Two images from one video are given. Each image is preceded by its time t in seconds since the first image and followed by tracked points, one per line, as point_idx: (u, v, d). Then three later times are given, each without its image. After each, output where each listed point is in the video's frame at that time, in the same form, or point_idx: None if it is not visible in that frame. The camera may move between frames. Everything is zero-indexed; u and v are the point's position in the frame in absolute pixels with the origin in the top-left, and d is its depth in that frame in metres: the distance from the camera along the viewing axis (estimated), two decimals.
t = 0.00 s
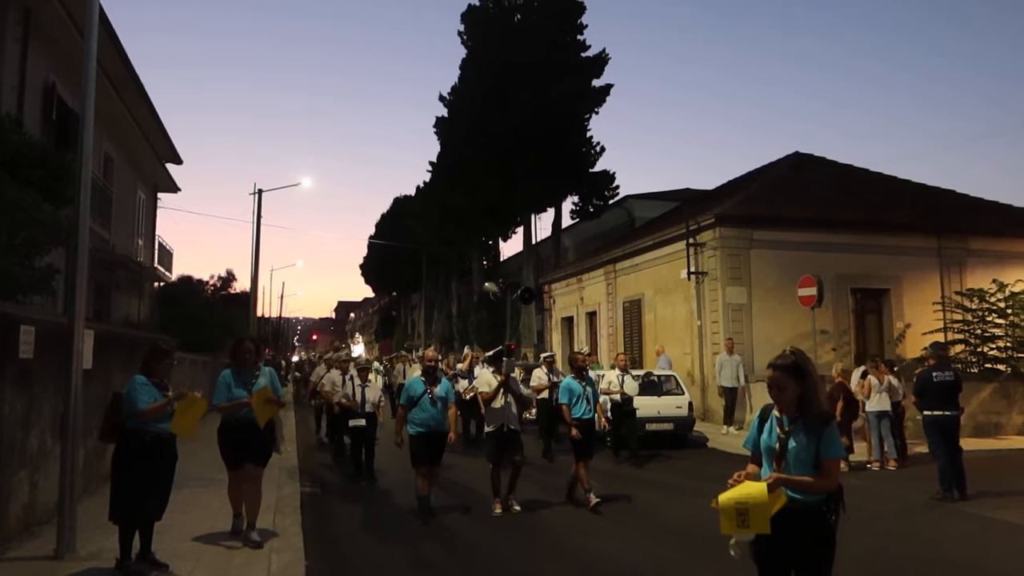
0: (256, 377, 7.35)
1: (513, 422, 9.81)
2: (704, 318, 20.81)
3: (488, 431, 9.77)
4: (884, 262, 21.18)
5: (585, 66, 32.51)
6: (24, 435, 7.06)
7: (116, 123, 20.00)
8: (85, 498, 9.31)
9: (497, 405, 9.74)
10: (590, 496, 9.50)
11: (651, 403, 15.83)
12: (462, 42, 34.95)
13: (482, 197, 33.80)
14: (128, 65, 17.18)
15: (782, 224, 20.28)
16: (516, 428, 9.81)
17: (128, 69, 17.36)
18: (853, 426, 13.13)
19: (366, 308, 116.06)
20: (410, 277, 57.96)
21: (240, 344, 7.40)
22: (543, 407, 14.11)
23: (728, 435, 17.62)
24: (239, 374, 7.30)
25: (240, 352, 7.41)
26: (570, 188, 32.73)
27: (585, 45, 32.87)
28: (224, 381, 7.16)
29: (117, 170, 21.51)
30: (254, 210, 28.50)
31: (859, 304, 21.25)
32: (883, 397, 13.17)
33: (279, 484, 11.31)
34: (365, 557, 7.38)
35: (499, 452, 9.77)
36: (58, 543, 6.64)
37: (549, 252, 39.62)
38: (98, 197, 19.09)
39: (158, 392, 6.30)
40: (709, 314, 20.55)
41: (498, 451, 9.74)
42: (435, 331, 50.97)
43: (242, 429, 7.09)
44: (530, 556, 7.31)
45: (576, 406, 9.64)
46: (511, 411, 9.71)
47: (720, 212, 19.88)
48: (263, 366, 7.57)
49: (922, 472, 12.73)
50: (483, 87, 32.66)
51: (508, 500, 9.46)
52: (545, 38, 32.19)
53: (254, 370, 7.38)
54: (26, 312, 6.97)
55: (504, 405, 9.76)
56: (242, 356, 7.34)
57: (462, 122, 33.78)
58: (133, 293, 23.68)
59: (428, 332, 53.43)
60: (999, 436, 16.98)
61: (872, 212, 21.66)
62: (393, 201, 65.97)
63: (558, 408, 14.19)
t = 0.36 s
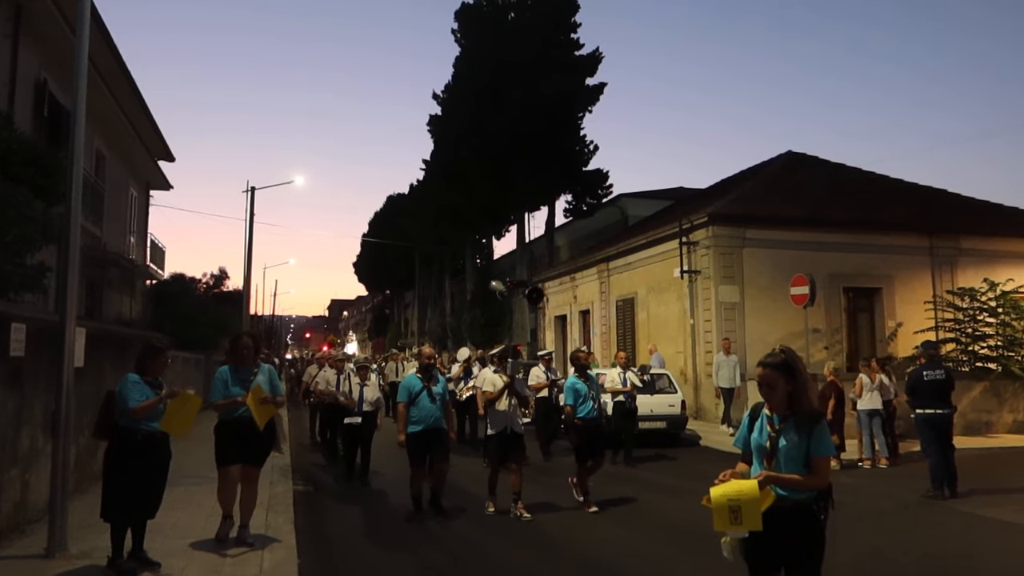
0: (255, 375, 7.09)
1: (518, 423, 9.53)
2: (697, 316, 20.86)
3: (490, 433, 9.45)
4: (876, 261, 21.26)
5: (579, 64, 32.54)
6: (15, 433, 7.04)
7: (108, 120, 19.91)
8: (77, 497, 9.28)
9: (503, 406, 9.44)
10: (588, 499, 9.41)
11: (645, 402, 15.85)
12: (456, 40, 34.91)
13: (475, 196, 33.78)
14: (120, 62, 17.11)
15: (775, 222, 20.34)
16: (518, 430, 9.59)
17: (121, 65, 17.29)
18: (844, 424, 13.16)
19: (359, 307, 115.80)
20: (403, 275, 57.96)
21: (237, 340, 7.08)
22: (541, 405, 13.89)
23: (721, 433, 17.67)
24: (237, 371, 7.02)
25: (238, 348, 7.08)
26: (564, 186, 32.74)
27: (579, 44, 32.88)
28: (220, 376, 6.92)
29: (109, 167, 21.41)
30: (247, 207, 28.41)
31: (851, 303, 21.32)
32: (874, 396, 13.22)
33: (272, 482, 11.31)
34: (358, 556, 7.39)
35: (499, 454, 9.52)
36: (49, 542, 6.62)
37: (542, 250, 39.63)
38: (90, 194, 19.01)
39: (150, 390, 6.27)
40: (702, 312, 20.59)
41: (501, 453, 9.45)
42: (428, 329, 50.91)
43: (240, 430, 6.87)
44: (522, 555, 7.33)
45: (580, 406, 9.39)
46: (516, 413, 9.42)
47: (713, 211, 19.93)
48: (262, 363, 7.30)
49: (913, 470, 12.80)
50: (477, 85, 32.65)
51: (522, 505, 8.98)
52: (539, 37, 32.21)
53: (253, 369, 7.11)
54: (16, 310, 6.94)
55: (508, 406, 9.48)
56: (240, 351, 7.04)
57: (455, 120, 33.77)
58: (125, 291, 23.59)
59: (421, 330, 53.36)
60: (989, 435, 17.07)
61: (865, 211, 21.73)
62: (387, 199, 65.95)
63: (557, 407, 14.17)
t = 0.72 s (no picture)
0: (250, 376, 6.99)
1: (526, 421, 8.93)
2: (693, 316, 20.88)
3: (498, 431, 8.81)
4: (871, 261, 21.30)
5: (576, 63, 32.53)
6: (10, 430, 7.02)
7: (104, 117, 19.86)
8: (72, 494, 9.25)
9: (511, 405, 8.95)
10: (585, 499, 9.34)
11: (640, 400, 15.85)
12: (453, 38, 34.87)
13: (472, 194, 33.75)
14: (115, 58, 17.07)
15: (772, 222, 20.37)
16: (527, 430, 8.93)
17: (116, 62, 17.25)
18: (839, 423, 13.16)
19: (355, 304, 115.74)
20: (400, 273, 57.94)
21: (230, 339, 6.96)
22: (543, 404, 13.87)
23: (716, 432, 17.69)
24: (231, 372, 6.90)
25: (233, 346, 6.96)
26: (561, 184, 32.74)
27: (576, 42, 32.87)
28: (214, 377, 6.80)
29: (105, 164, 21.37)
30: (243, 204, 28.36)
31: (846, 302, 21.37)
32: (871, 395, 13.23)
33: (268, 480, 11.31)
34: (354, 553, 7.40)
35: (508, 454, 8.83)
36: (45, 539, 6.60)
37: (538, 249, 39.64)
38: (86, 190, 18.97)
39: (148, 388, 6.25)
40: (698, 311, 20.62)
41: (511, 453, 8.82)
42: (424, 327, 50.87)
43: (237, 434, 6.72)
44: (518, 553, 7.34)
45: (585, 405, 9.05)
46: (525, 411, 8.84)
47: (710, 210, 19.96)
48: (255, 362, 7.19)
49: (907, 469, 12.84)
50: (474, 83, 32.63)
51: (505, 510, 8.69)
52: (536, 35, 32.21)
53: (247, 370, 7.01)
54: (11, 307, 6.92)
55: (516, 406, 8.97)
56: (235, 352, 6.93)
57: (451, 118, 33.74)
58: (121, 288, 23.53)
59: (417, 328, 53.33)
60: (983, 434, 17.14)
61: (860, 210, 21.78)
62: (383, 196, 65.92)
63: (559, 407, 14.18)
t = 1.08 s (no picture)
0: (245, 379, 6.81)
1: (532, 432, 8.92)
2: (690, 320, 20.90)
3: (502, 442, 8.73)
4: (868, 266, 21.36)
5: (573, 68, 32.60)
6: (7, 434, 7.01)
7: (101, 121, 19.83)
8: (68, 499, 9.23)
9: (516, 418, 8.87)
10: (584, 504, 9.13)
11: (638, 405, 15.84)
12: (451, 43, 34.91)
13: (469, 198, 33.77)
14: (113, 62, 17.05)
15: (768, 227, 20.42)
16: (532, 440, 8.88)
17: (114, 65, 17.22)
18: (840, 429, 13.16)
19: (352, 309, 115.57)
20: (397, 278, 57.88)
21: (226, 340, 6.86)
22: (553, 410, 13.47)
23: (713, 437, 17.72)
24: (226, 374, 6.75)
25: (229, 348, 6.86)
26: (558, 189, 32.77)
27: (573, 47, 32.93)
28: (208, 382, 6.63)
29: (102, 168, 21.33)
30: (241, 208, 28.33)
31: (843, 307, 21.42)
32: (871, 399, 13.24)
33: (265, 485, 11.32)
34: (351, 558, 7.41)
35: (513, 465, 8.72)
36: (41, 545, 6.59)
37: (535, 253, 39.65)
38: (82, 194, 18.92)
39: (145, 393, 6.19)
40: (696, 316, 20.63)
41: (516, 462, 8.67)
42: (421, 331, 50.81)
43: (232, 440, 6.55)
44: (516, 558, 7.33)
45: (593, 410, 8.70)
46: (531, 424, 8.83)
47: (707, 215, 19.99)
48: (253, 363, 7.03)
49: (904, 474, 12.87)
50: (472, 87, 32.67)
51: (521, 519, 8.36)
52: (534, 40, 32.28)
53: (243, 372, 6.83)
54: (9, 311, 6.93)
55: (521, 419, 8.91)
56: (228, 355, 6.78)
57: (449, 122, 33.77)
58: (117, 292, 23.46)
59: (415, 332, 53.27)
60: (980, 438, 17.16)
61: (857, 216, 21.83)
62: (381, 200, 65.85)
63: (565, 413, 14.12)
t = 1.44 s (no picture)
0: (257, 389, 6.33)
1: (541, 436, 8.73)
2: (692, 324, 20.89)
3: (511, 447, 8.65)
4: (871, 270, 21.32)
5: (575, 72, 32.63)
6: (10, 440, 7.02)
7: (104, 126, 19.88)
8: (70, 504, 9.22)
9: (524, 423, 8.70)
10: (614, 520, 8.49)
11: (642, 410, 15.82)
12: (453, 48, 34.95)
13: (471, 202, 33.78)
14: (116, 67, 17.09)
15: (771, 231, 20.41)
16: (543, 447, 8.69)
17: (117, 71, 17.27)
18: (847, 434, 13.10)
19: (355, 314, 115.61)
20: (400, 282, 57.93)
21: (244, 345, 6.36)
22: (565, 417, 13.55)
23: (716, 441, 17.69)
24: (236, 384, 6.26)
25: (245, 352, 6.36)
26: (560, 193, 32.79)
27: (575, 52, 32.96)
28: (217, 391, 6.16)
29: (105, 173, 21.37)
30: (243, 213, 28.37)
31: (845, 311, 21.39)
32: (883, 402, 13.23)
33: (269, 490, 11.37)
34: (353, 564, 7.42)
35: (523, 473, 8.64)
36: (45, 551, 6.59)
37: (538, 258, 39.66)
38: (85, 200, 18.97)
39: (139, 401, 6.12)
40: (698, 320, 20.61)
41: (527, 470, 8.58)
42: (423, 336, 50.81)
43: (241, 457, 6.06)
44: (519, 565, 7.31)
45: (608, 418, 8.54)
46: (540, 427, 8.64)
47: (710, 219, 19.98)
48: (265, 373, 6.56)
49: (908, 478, 12.85)
50: (474, 92, 32.70)
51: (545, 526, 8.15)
52: (536, 45, 32.31)
53: (254, 381, 6.36)
54: (12, 316, 6.94)
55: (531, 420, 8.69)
56: (241, 361, 6.31)
57: (451, 127, 33.83)
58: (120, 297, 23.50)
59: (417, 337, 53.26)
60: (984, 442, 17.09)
61: (860, 219, 21.81)
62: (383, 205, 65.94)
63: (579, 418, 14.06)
